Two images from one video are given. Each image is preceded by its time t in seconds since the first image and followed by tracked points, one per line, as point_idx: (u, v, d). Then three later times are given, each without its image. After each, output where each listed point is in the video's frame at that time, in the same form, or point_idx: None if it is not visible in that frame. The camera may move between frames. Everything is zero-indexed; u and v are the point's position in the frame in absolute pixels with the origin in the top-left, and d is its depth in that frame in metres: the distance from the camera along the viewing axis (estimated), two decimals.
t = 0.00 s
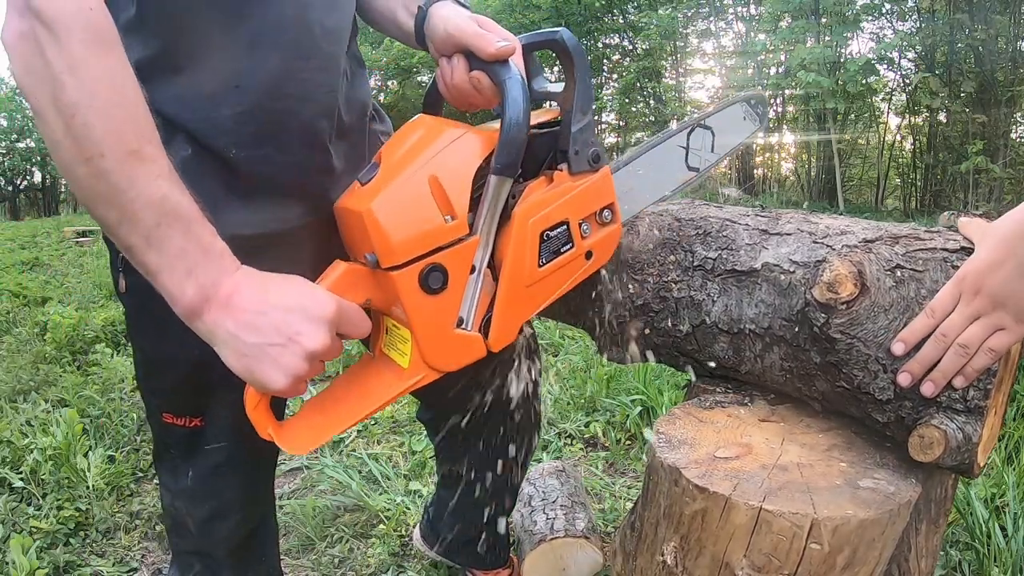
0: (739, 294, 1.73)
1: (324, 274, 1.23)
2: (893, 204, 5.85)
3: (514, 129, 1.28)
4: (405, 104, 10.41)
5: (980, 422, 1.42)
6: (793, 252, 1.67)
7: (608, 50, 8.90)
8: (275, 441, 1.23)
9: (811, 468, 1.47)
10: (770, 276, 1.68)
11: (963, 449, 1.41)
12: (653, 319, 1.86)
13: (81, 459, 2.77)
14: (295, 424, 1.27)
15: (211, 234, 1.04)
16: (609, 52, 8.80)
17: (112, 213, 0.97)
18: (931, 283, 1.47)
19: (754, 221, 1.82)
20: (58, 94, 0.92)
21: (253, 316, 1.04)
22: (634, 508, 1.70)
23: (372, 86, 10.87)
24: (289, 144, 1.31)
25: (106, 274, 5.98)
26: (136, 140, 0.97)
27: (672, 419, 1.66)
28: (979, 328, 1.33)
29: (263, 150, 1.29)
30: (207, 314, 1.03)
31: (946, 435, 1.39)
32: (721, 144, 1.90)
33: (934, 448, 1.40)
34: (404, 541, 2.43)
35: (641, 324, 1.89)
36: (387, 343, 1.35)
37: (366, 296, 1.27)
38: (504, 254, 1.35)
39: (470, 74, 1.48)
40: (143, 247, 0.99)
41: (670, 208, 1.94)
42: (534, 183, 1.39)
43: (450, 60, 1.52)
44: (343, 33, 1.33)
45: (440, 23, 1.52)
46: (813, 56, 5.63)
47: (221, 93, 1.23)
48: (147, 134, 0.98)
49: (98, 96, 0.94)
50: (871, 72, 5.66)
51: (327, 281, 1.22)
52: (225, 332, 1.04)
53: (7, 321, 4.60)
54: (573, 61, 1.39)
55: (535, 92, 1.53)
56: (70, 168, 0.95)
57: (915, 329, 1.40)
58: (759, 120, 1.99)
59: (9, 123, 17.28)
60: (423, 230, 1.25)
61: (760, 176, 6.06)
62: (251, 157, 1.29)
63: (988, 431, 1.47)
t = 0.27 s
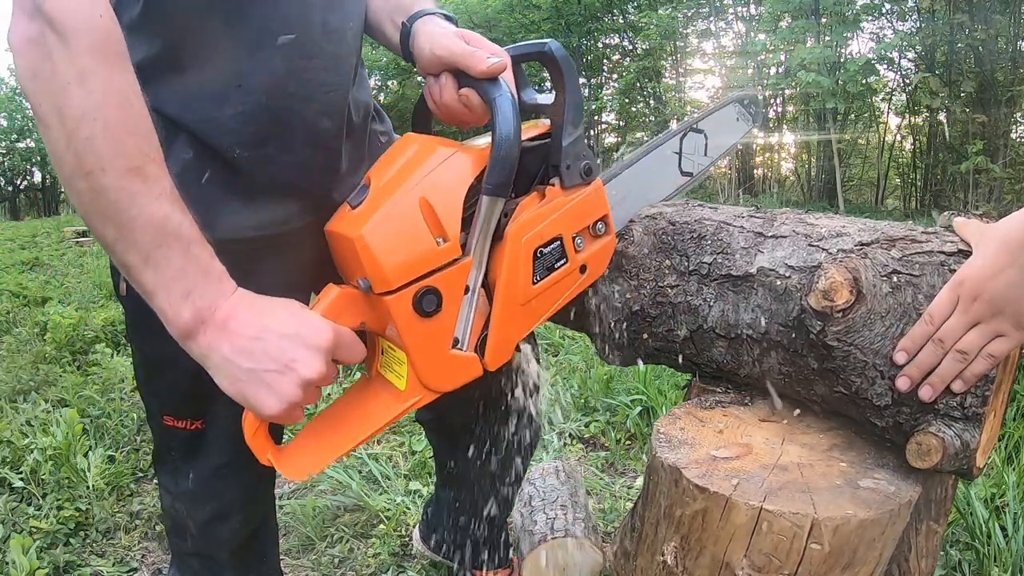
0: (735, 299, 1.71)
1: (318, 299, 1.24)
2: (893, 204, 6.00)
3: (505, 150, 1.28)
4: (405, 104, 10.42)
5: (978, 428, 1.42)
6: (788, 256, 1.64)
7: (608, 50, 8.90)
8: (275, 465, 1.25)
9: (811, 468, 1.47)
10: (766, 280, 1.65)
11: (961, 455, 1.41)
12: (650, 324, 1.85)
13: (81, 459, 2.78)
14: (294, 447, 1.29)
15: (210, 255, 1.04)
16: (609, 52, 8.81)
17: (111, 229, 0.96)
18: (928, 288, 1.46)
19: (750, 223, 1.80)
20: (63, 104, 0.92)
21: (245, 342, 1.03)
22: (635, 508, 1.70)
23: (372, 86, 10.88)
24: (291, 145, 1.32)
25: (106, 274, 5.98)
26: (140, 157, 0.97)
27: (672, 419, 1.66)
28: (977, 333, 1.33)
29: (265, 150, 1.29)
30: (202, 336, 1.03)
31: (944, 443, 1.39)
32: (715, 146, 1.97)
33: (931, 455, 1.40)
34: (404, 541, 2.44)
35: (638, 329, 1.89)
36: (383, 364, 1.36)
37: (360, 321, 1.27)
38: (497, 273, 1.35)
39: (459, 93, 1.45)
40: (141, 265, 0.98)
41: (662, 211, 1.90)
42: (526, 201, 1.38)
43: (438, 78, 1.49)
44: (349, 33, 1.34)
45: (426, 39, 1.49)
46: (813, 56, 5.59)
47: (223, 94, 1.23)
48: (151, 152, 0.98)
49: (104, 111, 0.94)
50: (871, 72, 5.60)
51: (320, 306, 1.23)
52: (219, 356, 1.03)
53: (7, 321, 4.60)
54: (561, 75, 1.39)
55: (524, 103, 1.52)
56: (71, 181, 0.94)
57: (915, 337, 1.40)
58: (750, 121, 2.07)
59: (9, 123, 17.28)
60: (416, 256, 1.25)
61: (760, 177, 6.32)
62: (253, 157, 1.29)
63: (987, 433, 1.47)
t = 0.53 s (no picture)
0: (732, 304, 1.71)
1: (312, 318, 1.22)
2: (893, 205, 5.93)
3: (496, 166, 1.28)
4: (405, 104, 10.42)
5: (977, 435, 1.42)
6: (783, 260, 1.64)
7: (608, 50, 8.90)
8: (276, 484, 1.27)
9: (811, 468, 1.47)
10: (762, 285, 1.65)
11: (959, 462, 1.41)
12: (647, 329, 1.86)
13: (81, 459, 2.78)
14: (292, 467, 1.30)
15: (209, 274, 1.04)
16: (609, 52, 8.80)
17: (111, 246, 0.96)
18: (925, 293, 1.46)
19: (744, 225, 1.79)
20: (64, 119, 0.92)
21: (241, 362, 1.04)
22: (635, 509, 1.70)
23: (372, 86, 10.87)
24: (291, 145, 1.31)
25: (106, 273, 5.98)
26: (141, 175, 0.97)
27: (672, 419, 1.66)
28: (977, 339, 1.33)
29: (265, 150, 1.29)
30: (198, 354, 1.03)
31: (942, 450, 1.39)
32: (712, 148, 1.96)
33: (929, 462, 1.40)
34: (404, 541, 2.43)
35: (636, 334, 1.89)
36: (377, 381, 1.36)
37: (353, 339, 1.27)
38: (491, 289, 1.35)
39: (449, 109, 1.46)
40: (138, 283, 0.98)
41: (656, 212, 1.87)
42: (519, 216, 1.38)
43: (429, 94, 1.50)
44: (348, 32, 1.34)
45: (416, 52, 1.49)
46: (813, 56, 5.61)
47: (223, 94, 1.23)
48: (152, 170, 0.98)
49: (106, 127, 0.94)
50: (872, 72, 5.62)
51: (314, 326, 1.21)
52: (215, 374, 1.03)
53: (6, 321, 4.59)
54: (552, 88, 1.40)
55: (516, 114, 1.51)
56: (72, 197, 0.95)
57: (915, 343, 1.40)
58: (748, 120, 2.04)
59: (8, 123, 17.27)
60: (410, 274, 1.24)
61: (761, 176, 6.41)
62: (254, 158, 1.29)
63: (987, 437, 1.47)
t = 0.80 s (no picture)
0: (731, 305, 1.71)
1: (314, 279, 1.22)
2: (893, 204, 5.99)
3: (517, 147, 1.29)
4: (405, 104, 10.43)
5: (976, 436, 1.42)
6: (783, 261, 1.64)
7: (608, 50, 8.91)
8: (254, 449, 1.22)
9: (811, 468, 1.47)
10: (761, 286, 1.66)
11: (958, 462, 1.41)
12: (647, 330, 1.85)
13: (81, 459, 2.78)
14: (275, 433, 1.27)
15: (195, 230, 1.05)
16: (609, 52, 8.81)
17: (93, 211, 0.98)
18: (925, 294, 1.46)
19: (744, 226, 1.79)
20: (36, 88, 0.92)
21: (237, 319, 1.04)
22: (634, 509, 1.70)
23: (372, 86, 10.89)
24: (292, 142, 1.32)
25: (106, 273, 5.99)
26: (117, 136, 0.97)
27: (672, 419, 1.66)
28: (976, 340, 1.33)
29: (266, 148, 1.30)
30: (190, 313, 1.04)
31: (941, 451, 1.39)
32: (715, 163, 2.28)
33: (928, 463, 1.40)
34: (404, 541, 2.44)
35: (636, 335, 1.88)
36: (373, 354, 1.35)
37: (356, 306, 1.27)
38: (496, 271, 1.35)
39: (474, 92, 1.49)
40: (125, 244, 1.00)
41: (655, 212, 1.89)
42: (531, 201, 1.39)
43: (453, 79, 1.52)
44: (348, 29, 1.33)
45: (440, 39, 1.52)
46: (813, 56, 5.69)
47: (224, 92, 1.23)
48: (128, 131, 0.99)
49: (80, 91, 0.94)
50: (871, 72, 5.61)
51: (315, 286, 1.21)
52: (207, 332, 1.04)
53: (7, 321, 4.60)
54: (573, 79, 1.40)
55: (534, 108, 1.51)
56: (51, 166, 0.95)
57: (914, 344, 1.40)
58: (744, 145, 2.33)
59: (9, 123, 17.29)
60: (418, 243, 1.24)
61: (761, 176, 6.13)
62: (255, 156, 1.29)
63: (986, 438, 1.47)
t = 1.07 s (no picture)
0: (731, 303, 1.71)
1: (317, 227, 1.23)
2: (893, 204, 5.79)
3: (533, 119, 1.32)
4: (405, 104, 10.44)
5: (976, 435, 1.42)
6: (783, 260, 1.64)
7: (608, 50, 8.95)
8: (229, 386, 1.20)
9: (811, 468, 1.47)
10: (762, 284, 1.65)
11: (959, 462, 1.41)
12: (647, 329, 1.85)
13: (81, 459, 2.78)
14: (257, 380, 1.25)
15: (188, 162, 1.06)
16: (609, 52, 8.84)
17: (82, 148, 0.99)
18: (925, 293, 1.46)
19: (744, 226, 1.79)
20: (18, 29, 0.95)
21: (233, 251, 1.04)
22: (634, 509, 1.71)
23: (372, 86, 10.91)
24: (294, 139, 1.33)
25: (106, 274, 5.99)
26: (101, 71, 0.99)
27: (672, 419, 1.66)
28: (976, 337, 1.33)
29: (269, 146, 1.30)
30: (184, 246, 1.04)
31: (941, 449, 1.39)
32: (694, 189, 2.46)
33: (928, 461, 1.40)
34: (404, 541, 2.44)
35: (636, 334, 1.87)
36: (365, 314, 1.34)
37: (357, 259, 1.27)
38: (498, 243, 1.35)
39: (498, 75, 1.56)
40: (116, 177, 1.01)
41: (656, 213, 1.90)
42: (540, 180, 1.40)
43: (477, 63, 1.59)
44: (352, 26, 1.36)
45: (465, 27, 1.58)
46: (813, 56, 5.68)
47: (228, 90, 1.24)
48: (111, 67, 1.01)
49: (61, 30, 0.97)
50: (871, 72, 5.67)
51: (319, 233, 1.22)
52: (200, 262, 1.04)
53: (7, 321, 4.60)
54: (592, 72, 1.43)
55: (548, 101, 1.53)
56: (38, 107, 0.98)
57: (913, 342, 1.40)
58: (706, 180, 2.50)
59: (9, 123, 17.31)
60: (424, 197, 1.25)
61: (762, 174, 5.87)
62: (258, 154, 1.29)
63: (986, 437, 1.47)
